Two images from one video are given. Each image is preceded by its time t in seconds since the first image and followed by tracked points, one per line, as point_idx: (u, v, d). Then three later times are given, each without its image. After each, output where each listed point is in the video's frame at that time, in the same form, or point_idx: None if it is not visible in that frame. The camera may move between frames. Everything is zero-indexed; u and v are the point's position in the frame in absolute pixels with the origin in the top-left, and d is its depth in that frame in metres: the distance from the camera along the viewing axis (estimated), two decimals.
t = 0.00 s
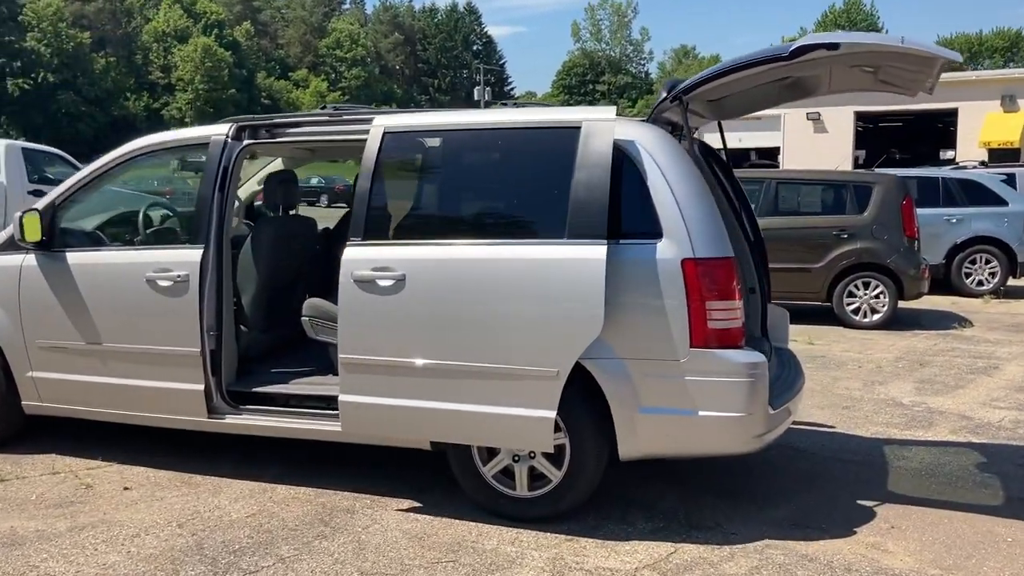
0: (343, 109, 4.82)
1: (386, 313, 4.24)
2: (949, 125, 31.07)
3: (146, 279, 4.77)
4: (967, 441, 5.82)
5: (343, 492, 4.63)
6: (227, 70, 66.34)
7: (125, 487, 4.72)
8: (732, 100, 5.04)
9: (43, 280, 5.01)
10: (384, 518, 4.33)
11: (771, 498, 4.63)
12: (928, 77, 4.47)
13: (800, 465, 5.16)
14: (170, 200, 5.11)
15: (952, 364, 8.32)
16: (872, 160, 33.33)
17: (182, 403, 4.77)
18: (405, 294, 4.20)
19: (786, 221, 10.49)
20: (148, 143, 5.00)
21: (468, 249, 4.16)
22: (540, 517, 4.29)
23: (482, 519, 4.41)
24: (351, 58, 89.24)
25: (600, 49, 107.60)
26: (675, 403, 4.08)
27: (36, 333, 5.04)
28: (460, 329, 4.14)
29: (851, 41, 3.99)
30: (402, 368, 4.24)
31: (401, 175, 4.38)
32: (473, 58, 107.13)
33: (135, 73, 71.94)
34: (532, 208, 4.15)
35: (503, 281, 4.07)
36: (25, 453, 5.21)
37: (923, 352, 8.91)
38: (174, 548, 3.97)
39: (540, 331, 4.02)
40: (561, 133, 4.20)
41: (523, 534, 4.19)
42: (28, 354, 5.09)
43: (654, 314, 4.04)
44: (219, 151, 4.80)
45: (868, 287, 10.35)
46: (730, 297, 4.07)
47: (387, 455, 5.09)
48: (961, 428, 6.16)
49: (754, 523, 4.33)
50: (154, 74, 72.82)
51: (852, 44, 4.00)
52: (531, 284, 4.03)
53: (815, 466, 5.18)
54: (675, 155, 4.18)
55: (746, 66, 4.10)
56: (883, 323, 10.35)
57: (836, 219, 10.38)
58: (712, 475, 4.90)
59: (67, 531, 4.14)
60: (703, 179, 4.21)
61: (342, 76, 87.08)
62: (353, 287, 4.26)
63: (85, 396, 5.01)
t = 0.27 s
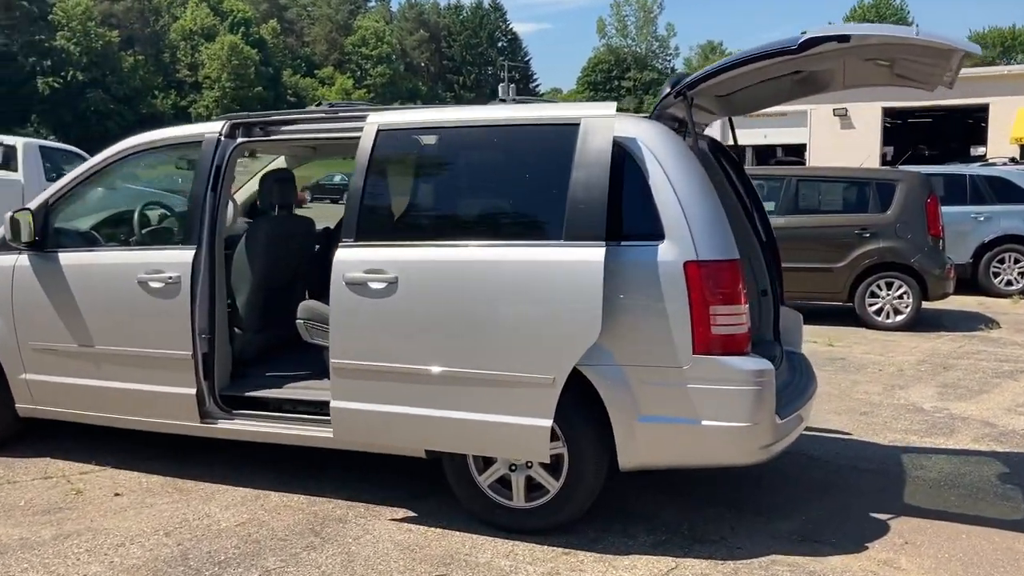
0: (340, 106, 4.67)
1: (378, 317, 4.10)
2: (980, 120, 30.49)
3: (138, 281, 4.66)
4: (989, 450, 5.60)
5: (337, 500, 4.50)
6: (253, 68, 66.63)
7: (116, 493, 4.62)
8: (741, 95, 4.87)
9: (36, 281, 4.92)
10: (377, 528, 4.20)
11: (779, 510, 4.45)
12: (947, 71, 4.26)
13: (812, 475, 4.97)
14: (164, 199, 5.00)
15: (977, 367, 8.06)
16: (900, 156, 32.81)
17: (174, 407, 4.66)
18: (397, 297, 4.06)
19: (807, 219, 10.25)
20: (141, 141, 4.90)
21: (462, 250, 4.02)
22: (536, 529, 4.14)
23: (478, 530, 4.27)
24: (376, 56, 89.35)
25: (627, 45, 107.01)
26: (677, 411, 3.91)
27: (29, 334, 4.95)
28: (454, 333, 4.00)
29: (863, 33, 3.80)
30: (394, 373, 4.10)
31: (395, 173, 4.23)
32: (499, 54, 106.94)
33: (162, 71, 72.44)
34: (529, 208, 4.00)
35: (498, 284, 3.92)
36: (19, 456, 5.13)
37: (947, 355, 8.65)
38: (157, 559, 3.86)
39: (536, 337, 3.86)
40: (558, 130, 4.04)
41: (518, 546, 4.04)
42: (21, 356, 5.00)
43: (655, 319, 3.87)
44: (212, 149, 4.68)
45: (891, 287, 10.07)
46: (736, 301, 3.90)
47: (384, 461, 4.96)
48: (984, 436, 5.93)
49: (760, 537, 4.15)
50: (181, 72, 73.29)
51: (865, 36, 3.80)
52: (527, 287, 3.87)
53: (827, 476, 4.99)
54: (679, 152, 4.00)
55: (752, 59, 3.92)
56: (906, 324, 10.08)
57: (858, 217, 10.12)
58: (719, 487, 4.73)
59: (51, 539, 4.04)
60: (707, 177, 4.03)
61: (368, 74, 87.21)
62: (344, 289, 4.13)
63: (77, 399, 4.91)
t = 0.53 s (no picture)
0: (334, 99, 4.56)
1: (367, 316, 3.98)
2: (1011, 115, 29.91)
3: (129, 278, 4.58)
4: (1009, 455, 5.39)
5: (328, 503, 4.39)
6: (280, 64, 66.91)
7: (106, 494, 4.54)
8: (752, 87, 4.70)
9: (28, 278, 4.85)
10: (366, 533, 4.08)
11: (784, 518, 4.28)
12: (961, 60, 4.07)
13: (821, 481, 4.80)
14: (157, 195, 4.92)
15: (1001, 368, 7.82)
16: (930, 152, 32.28)
17: (164, 406, 4.57)
18: (386, 296, 3.94)
19: (826, 216, 10.02)
20: (133, 136, 4.81)
21: (454, 247, 3.90)
22: (529, 535, 4.00)
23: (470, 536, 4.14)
24: (402, 52, 89.45)
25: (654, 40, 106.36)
26: (675, 416, 3.75)
27: (22, 332, 4.89)
28: (444, 334, 3.87)
29: (870, 21, 3.62)
30: (383, 375, 3.97)
31: (387, 169, 4.13)
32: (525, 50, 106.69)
33: (191, 68, 72.94)
34: (521, 204, 3.86)
35: (489, 283, 3.79)
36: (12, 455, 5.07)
37: (970, 355, 8.41)
38: (139, 563, 3.76)
39: (527, 337, 3.73)
40: (554, 123, 3.92)
41: (510, 554, 3.91)
42: (14, 354, 4.94)
43: (652, 320, 3.73)
44: (203, 144, 4.58)
45: (913, 285, 9.82)
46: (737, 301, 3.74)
47: (379, 464, 4.85)
48: (1005, 440, 5.72)
49: (763, 546, 3.99)
50: (209, 69, 73.75)
51: (872, 24, 3.63)
52: (518, 286, 3.74)
53: (837, 482, 4.81)
54: (679, 146, 3.84)
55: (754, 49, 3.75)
56: (929, 323, 9.83)
57: (880, 213, 9.87)
58: (723, 492, 4.57)
59: (34, 541, 3.96)
60: (709, 173, 3.87)
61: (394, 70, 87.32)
62: (333, 287, 4.02)
63: (69, 398, 4.84)
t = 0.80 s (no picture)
0: (320, 88, 4.42)
1: (347, 312, 3.84)
2: None
3: (110, 271, 4.47)
4: None
5: (310, 505, 4.27)
6: (307, 59, 67.13)
7: (87, 492, 4.44)
8: (754, 74, 4.52)
9: (13, 272, 4.77)
10: (346, 536, 3.95)
11: (783, 525, 4.10)
12: (972, 44, 3.85)
13: (825, 486, 4.61)
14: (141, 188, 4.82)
15: None
16: (961, 146, 31.68)
17: (146, 403, 4.46)
18: (366, 291, 3.80)
19: (845, 210, 9.73)
20: (116, 127, 4.71)
21: (436, 241, 3.75)
22: (513, 540, 3.85)
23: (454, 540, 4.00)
24: (429, 46, 89.45)
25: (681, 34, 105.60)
26: (664, 419, 3.59)
27: (7, 326, 4.81)
28: (424, 331, 3.72)
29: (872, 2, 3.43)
30: (363, 373, 3.83)
31: (369, 159, 3.98)
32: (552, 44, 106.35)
33: (220, 63, 73.43)
34: (504, 196, 3.71)
35: (470, 278, 3.64)
36: None
37: (992, 354, 8.14)
38: (109, 565, 3.66)
39: (509, 335, 3.57)
40: (538, 111, 3.75)
41: (493, 560, 3.77)
42: None
43: (639, 317, 3.56)
44: (186, 134, 4.47)
45: (935, 282, 9.52)
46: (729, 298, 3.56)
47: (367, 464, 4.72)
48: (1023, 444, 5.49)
49: (757, 555, 3.81)
50: (237, 64, 74.18)
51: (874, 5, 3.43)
52: (500, 282, 3.59)
53: (842, 487, 4.62)
54: (670, 136, 3.67)
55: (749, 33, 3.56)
56: (951, 321, 9.53)
57: (900, 207, 9.54)
58: (720, 497, 4.40)
59: (7, 541, 3.87)
60: (701, 165, 3.70)
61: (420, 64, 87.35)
62: (312, 282, 3.88)
63: (53, 393, 4.75)
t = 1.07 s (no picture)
0: (303, 80, 4.27)
1: (322, 313, 3.70)
2: None
3: (90, 268, 4.36)
4: None
5: (291, 511, 4.14)
6: (334, 54, 67.25)
7: (64, 494, 4.33)
8: (756, 66, 4.32)
9: None
10: (323, 545, 3.82)
11: (779, 538, 3.92)
12: (984, 33, 3.64)
13: (829, 497, 4.41)
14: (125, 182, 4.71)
15: None
16: (992, 141, 31.06)
17: (126, 404, 4.35)
18: (343, 291, 3.66)
19: (864, 208, 9.45)
20: (96, 121, 4.59)
21: (414, 240, 3.59)
22: (495, 552, 3.69)
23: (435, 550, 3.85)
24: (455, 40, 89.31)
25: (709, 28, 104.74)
26: (651, 428, 3.41)
27: None
28: (402, 335, 3.57)
29: None
30: (340, 376, 3.69)
31: (348, 155, 3.82)
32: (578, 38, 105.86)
33: (247, 58, 73.82)
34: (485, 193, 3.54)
35: (450, 280, 3.49)
36: None
37: (1014, 357, 7.85)
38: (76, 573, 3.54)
39: (488, 339, 3.41)
40: (519, 103, 3.57)
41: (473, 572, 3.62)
42: None
43: (625, 320, 3.39)
44: (166, 128, 4.34)
45: (957, 281, 9.19)
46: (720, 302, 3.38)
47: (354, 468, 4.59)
48: None
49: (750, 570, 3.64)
50: (264, 59, 74.44)
51: None
52: (480, 283, 3.43)
53: (846, 498, 4.42)
54: (660, 131, 3.49)
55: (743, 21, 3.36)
56: (973, 322, 9.19)
57: (921, 205, 9.22)
58: (716, 508, 4.21)
59: None
60: (693, 161, 3.52)
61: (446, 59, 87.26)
62: (288, 281, 3.74)
63: (34, 392, 4.65)
